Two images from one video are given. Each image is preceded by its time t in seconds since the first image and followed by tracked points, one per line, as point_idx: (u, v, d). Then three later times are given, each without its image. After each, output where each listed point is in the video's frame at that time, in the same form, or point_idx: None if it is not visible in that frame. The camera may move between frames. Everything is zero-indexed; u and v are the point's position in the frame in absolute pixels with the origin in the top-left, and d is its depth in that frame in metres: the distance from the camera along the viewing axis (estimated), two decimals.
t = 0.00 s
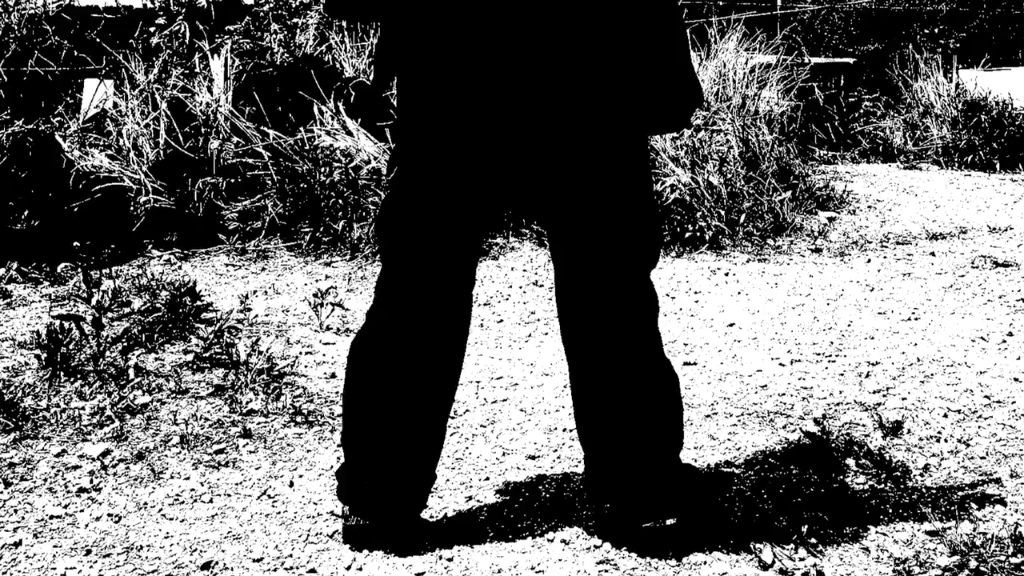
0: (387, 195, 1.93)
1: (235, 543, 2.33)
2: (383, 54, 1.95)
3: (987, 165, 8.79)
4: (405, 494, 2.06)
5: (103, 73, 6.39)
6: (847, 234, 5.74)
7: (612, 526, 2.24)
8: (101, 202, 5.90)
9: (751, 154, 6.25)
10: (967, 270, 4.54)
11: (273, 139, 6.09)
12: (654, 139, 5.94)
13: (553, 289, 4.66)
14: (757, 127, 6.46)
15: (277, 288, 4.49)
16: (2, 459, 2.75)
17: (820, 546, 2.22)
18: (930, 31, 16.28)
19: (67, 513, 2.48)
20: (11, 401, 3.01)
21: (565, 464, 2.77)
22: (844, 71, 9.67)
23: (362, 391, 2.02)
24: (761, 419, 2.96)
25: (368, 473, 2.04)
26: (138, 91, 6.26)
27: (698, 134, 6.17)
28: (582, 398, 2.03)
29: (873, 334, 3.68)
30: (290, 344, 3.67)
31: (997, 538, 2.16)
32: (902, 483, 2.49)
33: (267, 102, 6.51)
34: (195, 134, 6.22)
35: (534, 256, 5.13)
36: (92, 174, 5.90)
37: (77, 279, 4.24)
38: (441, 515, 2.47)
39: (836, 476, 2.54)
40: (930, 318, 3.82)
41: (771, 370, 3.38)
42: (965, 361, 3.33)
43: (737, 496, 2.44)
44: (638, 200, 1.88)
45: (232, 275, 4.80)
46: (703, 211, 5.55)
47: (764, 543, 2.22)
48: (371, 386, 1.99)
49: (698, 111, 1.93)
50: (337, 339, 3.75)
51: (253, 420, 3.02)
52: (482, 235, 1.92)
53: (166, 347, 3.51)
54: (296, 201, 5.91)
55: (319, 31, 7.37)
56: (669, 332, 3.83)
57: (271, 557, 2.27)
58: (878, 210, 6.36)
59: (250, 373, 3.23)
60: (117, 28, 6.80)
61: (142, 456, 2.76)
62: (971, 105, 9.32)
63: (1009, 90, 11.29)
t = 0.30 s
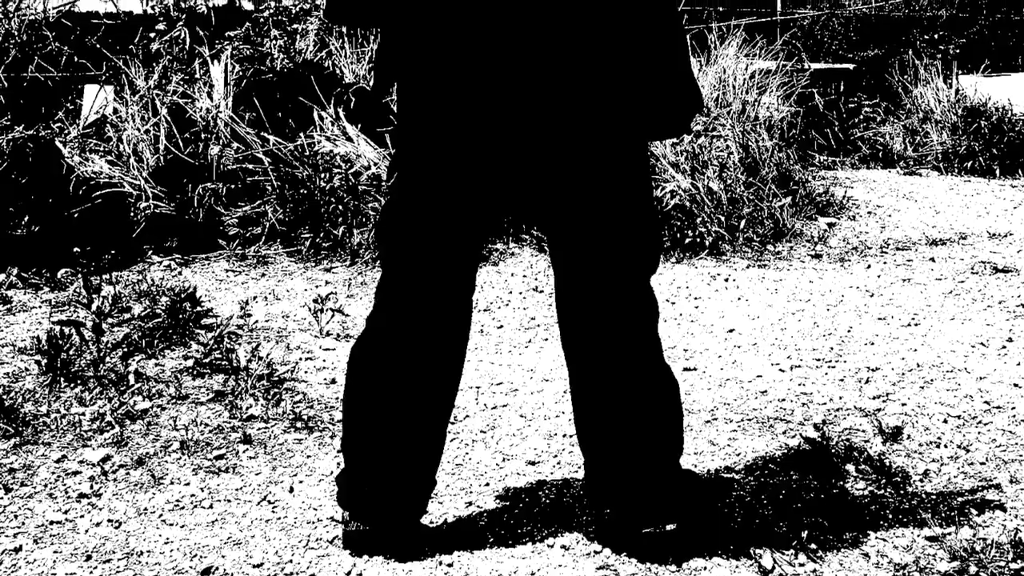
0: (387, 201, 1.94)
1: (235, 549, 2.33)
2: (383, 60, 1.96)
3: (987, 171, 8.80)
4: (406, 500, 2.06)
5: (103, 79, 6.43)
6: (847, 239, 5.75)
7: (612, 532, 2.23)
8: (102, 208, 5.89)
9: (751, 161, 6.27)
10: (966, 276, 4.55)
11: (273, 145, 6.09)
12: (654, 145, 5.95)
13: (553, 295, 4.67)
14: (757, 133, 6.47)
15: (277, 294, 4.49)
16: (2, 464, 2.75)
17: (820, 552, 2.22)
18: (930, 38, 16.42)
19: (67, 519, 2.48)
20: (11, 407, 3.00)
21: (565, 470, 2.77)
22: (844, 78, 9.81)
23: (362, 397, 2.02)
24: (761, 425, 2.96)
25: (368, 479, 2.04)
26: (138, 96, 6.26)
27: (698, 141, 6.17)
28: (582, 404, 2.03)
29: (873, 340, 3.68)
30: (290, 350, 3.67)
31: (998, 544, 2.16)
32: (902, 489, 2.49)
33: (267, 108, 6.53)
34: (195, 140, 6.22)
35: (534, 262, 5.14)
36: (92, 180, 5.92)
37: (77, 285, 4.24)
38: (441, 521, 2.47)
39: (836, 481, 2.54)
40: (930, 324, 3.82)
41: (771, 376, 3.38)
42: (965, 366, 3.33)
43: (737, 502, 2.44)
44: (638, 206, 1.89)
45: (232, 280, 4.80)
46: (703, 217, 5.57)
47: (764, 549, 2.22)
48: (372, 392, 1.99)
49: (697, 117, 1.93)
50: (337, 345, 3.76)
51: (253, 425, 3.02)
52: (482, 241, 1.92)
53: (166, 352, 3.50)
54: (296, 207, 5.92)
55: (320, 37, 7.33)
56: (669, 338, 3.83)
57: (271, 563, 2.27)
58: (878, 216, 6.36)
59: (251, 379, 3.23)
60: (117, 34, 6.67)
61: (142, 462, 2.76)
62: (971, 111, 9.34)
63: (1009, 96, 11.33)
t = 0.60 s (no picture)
0: (387, 214, 1.95)
1: (235, 562, 2.33)
2: (382, 74, 1.97)
3: (986, 184, 8.82)
4: (406, 514, 2.05)
5: (104, 92, 6.43)
6: (846, 252, 5.76)
7: (611, 545, 2.23)
8: (102, 221, 5.96)
9: (751, 174, 6.29)
10: (966, 289, 4.56)
11: (273, 158, 6.11)
12: (654, 158, 5.97)
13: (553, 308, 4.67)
14: (757, 146, 6.49)
15: (278, 307, 4.50)
16: (2, 477, 2.74)
17: (820, 565, 2.21)
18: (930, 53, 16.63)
19: (67, 531, 2.47)
20: (11, 419, 3.00)
21: (565, 483, 2.77)
22: (844, 91, 9.86)
23: (362, 410, 2.02)
24: (761, 438, 2.96)
25: (368, 492, 2.03)
26: (138, 110, 6.22)
27: (698, 153, 6.19)
28: (582, 417, 2.04)
29: (872, 352, 3.68)
30: (290, 363, 3.68)
31: (997, 557, 2.16)
32: (902, 501, 2.49)
33: (267, 121, 6.60)
34: (195, 153, 6.27)
35: (534, 275, 5.15)
36: (92, 193, 5.93)
37: (78, 297, 4.25)
38: (441, 533, 2.46)
39: (836, 494, 2.53)
40: (930, 337, 3.83)
41: (771, 389, 3.37)
42: (964, 379, 3.33)
43: (737, 515, 2.43)
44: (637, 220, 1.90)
45: (233, 293, 4.81)
46: (703, 230, 5.59)
47: (763, 561, 2.22)
48: (372, 406, 2.00)
49: (696, 131, 1.95)
50: (337, 358, 3.76)
51: (253, 438, 3.02)
52: (482, 254, 1.93)
53: (167, 365, 3.50)
54: (296, 220, 5.94)
55: (319, 49, 7.44)
56: (669, 350, 3.83)
57: None
58: (878, 229, 6.38)
59: (251, 392, 3.23)
60: (117, 47, 6.59)
61: (142, 475, 2.76)
62: (971, 124, 9.37)
63: (1009, 109, 11.39)
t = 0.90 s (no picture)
0: (388, 234, 1.96)
1: None
2: (383, 95, 1.99)
3: (986, 204, 8.84)
4: (406, 536, 2.04)
5: (104, 113, 6.43)
6: (846, 272, 5.78)
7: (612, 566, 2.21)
8: (103, 241, 6.00)
9: (750, 195, 6.32)
10: (965, 309, 4.56)
11: (273, 178, 6.13)
12: (654, 178, 5.99)
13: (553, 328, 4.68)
14: (756, 165, 6.52)
15: (278, 327, 4.51)
16: (2, 497, 2.74)
17: None
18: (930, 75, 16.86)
19: (67, 551, 2.47)
20: (12, 439, 3.00)
21: (565, 502, 2.77)
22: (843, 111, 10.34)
23: (362, 432, 2.03)
24: (761, 457, 2.96)
25: (368, 513, 2.02)
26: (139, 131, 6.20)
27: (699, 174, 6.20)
28: (581, 437, 2.04)
29: (871, 372, 3.69)
30: (291, 383, 3.68)
31: None
32: (901, 521, 2.49)
33: (267, 141, 6.77)
34: (195, 174, 6.32)
35: (534, 295, 5.17)
36: (92, 214, 5.95)
37: (79, 317, 4.26)
38: (441, 553, 2.46)
39: (835, 514, 2.53)
40: (929, 357, 3.83)
41: (771, 409, 3.38)
42: (963, 399, 3.33)
43: (737, 534, 2.43)
44: (636, 241, 1.91)
45: (234, 313, 4.82)
46: (703, 250, 5.61)
47: None
48: (372, 426, 2.00)
49: (694, 153, 1.98)
50: (337, 378, 3.76)
51: (253, 458, 3.02)
52: (482, 274, 1.94)
53: (167, 386, 3.51)
54: (296, 240, 5.96)
55: (320, 70, 7.39)
56: (669, 370, 3.84)
57: None
58: (877, 249, 6.41)
59: (251, 412, 3.23)
60: (117, 68, 6.59)
61: (143, 495, 2.76)
62: (971, 144, 9.39)
63: (1009, 129, 11.46)
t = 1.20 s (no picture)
0: (388, 262, 1.97)
1: None
2: (384, 123, 2.02)
3: (984, 232, 8.88)
4: (406, 566, 2.02)
5: (104, 141, 6.52)
6: (845, 300, 5.80)
7: None
8: (104, 269, 6.01)
9: (750, 222, 6.34)
10: (965, 337, 4.57)
11: (274, 206, 6.17)
12: (653, 207, 6.02)
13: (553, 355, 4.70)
14: (756, 193, 6.56)
15: (278, 354, 4.52)
16: (3, 524, 2.73)
17: None
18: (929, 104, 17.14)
19: None
20: (13, 466, 3.00)
21: (565, 529, 2.76)
22: (842, 138, 10.62)
23: (362, 460, 2.03)
24: (760, 484, 2.96)
25: (367, 542, 2.01)
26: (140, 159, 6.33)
27: (697, 202, 6.21)
28: (582, 464, 2.04)
29: (871, 400, 3.69)
30: (291, 410, 3.68)
31: None
32: (900, 548, 2.48)
33: (267, 168, 6.85)
34: (196, 201, 6.34)
35: (534, 322, 5.19)
36: (93, 241, 5.99)
37: (80, 344, 4.27)
38: None
39: (834, 541, 2.52)
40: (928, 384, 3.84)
41: (770, 436, 3.38)
42: (962, 427, 3.33)
43: (736, 561, 2.43)
44: (636, 269, 1.93)
45: (234, 341, 4.83)
46: (702, 277, 5.64)
47: None
48: (372, 454, 2.00)
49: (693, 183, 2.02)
50: (338, 406, 3.76)
51: (253, 485, 3.02)
52: (482, 302, 1.96)
53: (168, 413, 3.51)
54: (296, 268, 5.98)
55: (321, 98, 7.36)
56: (669, 398, 3.84)
57: None
58: (876, 276, 6.44)
59: (252, 439, 3.23)
60: (118, 95, 6.73)
61: (143, 521, 2.75)
62: (969, 171, 9.45)
63: (1007, 158, 11.54)
